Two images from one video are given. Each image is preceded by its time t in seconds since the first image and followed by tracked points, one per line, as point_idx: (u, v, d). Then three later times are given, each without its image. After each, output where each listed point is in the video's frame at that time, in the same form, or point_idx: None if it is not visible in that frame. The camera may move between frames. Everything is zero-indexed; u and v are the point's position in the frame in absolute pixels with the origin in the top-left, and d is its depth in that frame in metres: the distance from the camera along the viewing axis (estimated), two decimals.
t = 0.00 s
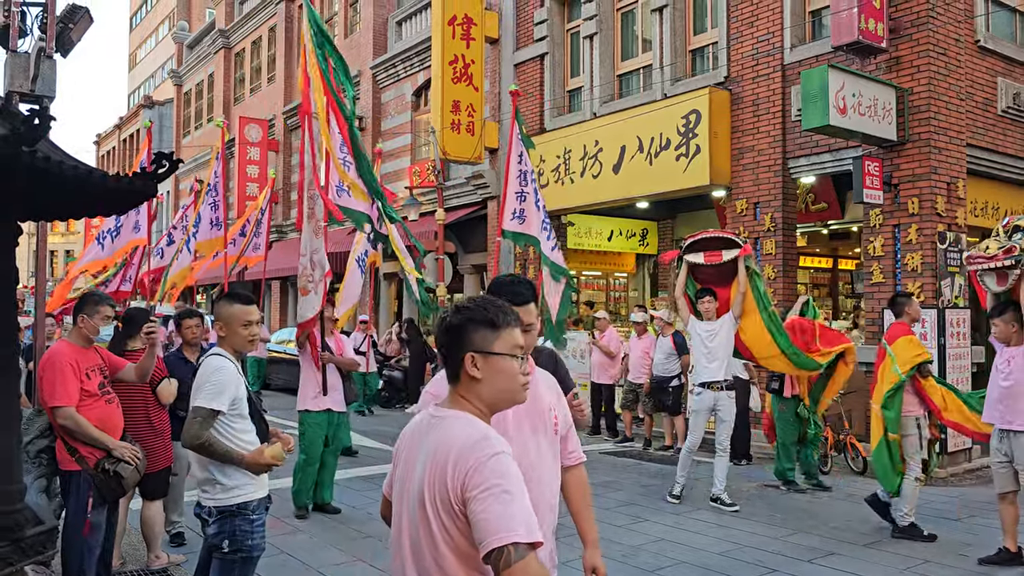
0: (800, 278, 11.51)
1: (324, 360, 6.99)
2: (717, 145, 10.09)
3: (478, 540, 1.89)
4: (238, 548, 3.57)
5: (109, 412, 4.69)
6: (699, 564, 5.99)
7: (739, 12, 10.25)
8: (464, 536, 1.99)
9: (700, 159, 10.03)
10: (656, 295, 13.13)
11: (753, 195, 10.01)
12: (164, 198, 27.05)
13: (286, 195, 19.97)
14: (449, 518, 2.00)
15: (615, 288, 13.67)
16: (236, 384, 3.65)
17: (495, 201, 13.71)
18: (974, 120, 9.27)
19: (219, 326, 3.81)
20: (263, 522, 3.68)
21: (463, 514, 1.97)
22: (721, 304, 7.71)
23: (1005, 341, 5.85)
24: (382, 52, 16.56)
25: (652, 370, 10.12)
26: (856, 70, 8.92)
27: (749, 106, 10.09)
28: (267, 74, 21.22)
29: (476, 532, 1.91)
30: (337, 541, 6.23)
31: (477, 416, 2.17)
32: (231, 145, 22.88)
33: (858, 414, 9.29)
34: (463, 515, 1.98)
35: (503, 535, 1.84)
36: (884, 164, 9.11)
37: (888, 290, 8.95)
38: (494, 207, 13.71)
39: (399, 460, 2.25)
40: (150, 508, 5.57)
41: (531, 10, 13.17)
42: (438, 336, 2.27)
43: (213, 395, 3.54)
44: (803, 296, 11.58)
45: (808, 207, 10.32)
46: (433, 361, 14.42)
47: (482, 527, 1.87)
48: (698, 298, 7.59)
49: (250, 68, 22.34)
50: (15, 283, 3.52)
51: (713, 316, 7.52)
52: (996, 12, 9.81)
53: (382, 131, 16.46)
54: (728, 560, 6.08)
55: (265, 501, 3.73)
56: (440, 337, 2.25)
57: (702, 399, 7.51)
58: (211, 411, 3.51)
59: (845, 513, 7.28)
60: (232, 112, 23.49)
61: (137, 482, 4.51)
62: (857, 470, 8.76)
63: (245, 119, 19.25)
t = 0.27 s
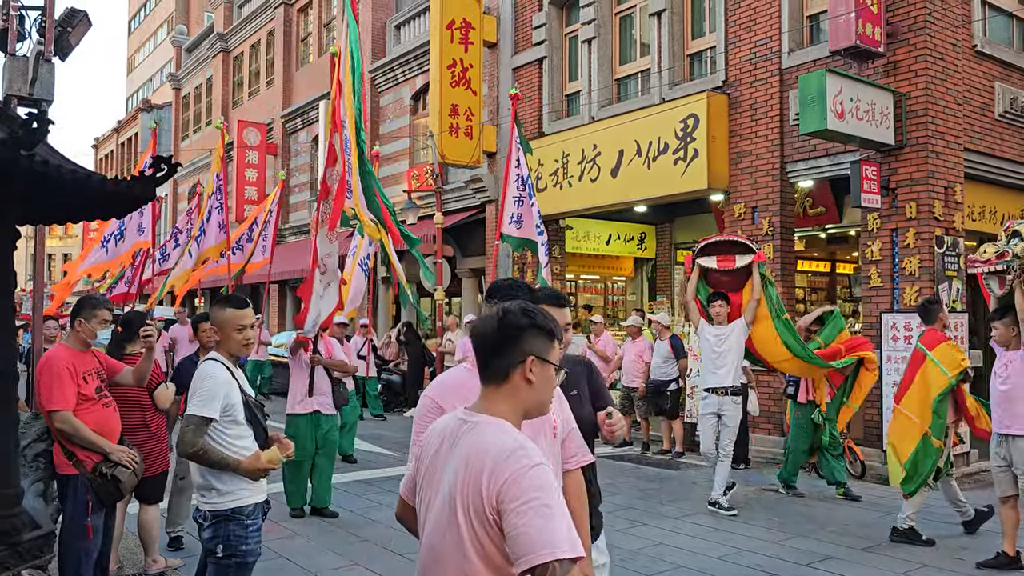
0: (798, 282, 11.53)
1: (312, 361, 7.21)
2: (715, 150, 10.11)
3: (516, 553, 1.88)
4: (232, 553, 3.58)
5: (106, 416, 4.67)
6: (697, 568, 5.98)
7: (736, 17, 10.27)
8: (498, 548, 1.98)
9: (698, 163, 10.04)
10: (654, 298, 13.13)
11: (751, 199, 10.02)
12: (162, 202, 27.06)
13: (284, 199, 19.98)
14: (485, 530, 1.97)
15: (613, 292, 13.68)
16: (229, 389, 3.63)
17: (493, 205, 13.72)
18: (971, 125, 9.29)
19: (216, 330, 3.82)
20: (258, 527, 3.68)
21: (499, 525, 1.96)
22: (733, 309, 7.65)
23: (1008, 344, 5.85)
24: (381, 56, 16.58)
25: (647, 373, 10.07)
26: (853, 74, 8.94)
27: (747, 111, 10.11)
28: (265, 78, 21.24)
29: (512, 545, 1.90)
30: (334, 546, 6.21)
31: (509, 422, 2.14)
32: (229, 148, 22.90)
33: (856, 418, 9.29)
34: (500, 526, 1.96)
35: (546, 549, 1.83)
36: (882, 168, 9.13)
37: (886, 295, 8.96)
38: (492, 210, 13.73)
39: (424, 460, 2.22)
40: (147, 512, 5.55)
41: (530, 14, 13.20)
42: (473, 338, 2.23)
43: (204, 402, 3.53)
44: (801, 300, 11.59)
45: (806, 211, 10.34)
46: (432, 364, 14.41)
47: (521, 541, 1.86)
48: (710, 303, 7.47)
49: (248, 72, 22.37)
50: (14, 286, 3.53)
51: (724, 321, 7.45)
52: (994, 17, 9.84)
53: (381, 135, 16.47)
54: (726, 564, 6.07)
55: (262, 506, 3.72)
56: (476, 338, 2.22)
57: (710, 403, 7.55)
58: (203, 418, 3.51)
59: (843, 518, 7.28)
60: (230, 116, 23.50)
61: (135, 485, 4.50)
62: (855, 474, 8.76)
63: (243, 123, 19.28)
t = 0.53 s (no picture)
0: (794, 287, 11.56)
1: (303, 366, 7.24)
2: (712, 156, 10.14)
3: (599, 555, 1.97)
4: (229, 559, 3.58)
5: (101, 421, 4.67)
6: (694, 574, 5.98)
7: (733, 24, 10.31)
8: (565, 552, 2.05)
9: (694, 169, 10.06)
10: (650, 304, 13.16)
11: (748, 205, 10.04)
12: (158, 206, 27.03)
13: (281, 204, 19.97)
14: (556, 534, 2.02)
15: (609, 297, 13.70)
16: (225, 396, 3.64)
17: (490, 210, 13.74)
18: (967, 132, 9.33)
19: (211, 335, 3.80)
20: (256, 532, 3.67)
21: (570, 527, 2.02)
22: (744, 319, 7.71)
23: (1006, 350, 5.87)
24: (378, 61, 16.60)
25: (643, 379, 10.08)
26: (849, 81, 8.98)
27: (743, 117, 10.14)
28: (263, 83, 21.26)
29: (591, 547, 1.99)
30: (330, 551, 6.20)
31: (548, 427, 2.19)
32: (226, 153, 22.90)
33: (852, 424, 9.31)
34: (571, 527, 2.03)
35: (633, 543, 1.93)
36: (877, 174, 9.16)
37: (882, 301, 8.98)
38: (489, 216, 13.75)
39: (465, 478, 2.17)
40: (142, 517, 5.54)
41: (527, 20, 13.23)
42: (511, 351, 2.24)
43: (200, 412, 3.53)
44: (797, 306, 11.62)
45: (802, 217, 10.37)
46: (428, 369, 14.41)
47: (608, 543, 1.94)
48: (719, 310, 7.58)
49: (246, 76, 22.38)
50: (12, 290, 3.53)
51: (730, 328, 7.52)
52: (989, 25, 9.89)
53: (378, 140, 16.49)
54: (723, 570, 6.07)
55: (260, 511, 3.72)
56: (515, 350, 2.23)
57: (716, 409, 7.61)
58: (201, 428, 3.52)
59: (839, 524, 7.29)
60: (227, 120, 23.49)
61: (130, 490, 4.49)
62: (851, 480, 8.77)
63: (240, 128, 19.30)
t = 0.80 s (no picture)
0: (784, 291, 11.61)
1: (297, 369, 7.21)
2: (702, 160, 10.17)
3: (651, 536, 2.15)
4: (218, 561, 3.56)
5: (89, 423, 4.63)
6: None
7: (723, 29, 10.35)
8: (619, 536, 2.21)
9: (685, 172, 10.09)
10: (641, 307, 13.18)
11: (738, 208, 10.07)
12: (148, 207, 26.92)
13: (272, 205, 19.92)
14: (614, 520, 2.17)
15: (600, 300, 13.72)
16: (218, 400, 3.61)
17: (481, 213, 13.74)
18: (956, 137, 9.38)
19: (204, 337, 3.77)
20: (245, 535, 3.65)
21: (625, 511, 2.18)
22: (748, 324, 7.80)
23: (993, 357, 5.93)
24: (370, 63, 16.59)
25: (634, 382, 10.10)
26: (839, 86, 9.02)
27: (734, 121, 10.17)
28: (254, 84, 21.21)
29: (641, 530, 2.17)
30: (318, 554, 6.17)
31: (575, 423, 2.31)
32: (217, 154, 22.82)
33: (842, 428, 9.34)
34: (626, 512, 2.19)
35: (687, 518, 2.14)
36: (867, 179, 9.20)
37: (871, 304, 9.02)
38: (480, 218, 13.75)
39: (510, 482, 2.21)
40: (130, 519, 5.50)
41: (519, 22, 13.24)
42: (533, 352, 2.34)
43: (195, 416, 3.49)
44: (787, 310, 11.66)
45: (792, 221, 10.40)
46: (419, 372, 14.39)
47: (664, 521, 2.13)
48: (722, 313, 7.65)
49: (237, 78, 22.33)
50: None
51: (732, 333, 7.62)
52: (978, 31, 9.95)
53: (370, 142, 16.47)
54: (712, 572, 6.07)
55: (248, 514, 3.70)
56: (538, 353, 2.32)
57: (718, 412, 7.64)
58: (197, 432, 3.48)
59: (828, 527, 7.30)
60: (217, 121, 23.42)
61: (118, 493, 4.46)
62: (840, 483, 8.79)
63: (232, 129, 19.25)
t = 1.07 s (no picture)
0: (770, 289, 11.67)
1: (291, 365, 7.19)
2: (689, 159, 10.21)
3: (688, 501, 2.40)
4: (203, 559, 3.54)
5: (74, 418, 4.58)
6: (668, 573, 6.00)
7: (710, 28, 10.38)
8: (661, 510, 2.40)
9: (672, 171, 10.12)
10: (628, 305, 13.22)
11: (725, 207, 10.11)
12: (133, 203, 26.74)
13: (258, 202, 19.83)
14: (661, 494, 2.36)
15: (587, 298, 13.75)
16: (212, 399, 3.59)
17: (468, 210, 13.73)
18: (940, 137, 9.46)
19: (195, 334, 3.74)
20: (230, 532, 3.63)
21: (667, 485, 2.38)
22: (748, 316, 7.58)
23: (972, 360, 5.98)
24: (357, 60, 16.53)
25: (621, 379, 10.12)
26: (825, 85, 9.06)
27: (721, 120, 10.21)
28: (240, 80, 21.10)
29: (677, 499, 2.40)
30: (304, 552, 6.15)
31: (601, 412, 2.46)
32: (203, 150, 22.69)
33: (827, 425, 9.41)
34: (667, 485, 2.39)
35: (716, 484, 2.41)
36: (852, 178, 9.25)
37: (856, 303, 9.08)
38: (468, 215, 13.74)
39: (567, 471, 2.29)
40: (114, 517, 5.46)
41: (507, 20, 13.23)
42: (560, 349, 2.45)
43: (193, 415, 3.47)
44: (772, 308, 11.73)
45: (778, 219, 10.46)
46: (406, 369, 14.37)
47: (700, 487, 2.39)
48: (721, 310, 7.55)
49: (223, 73, 22.20)
50: None
51: (731, 328, 7.51)
52: (962, 31, 10.03)
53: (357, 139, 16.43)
54: (697, 569, 6.10)
55: (234, 511, 3.68)
56: (565, 349, 2.44)
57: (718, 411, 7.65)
58: (197, 430, 3.47)
59: (813, 523, 7.35)
60: (203, 117, 23.28)
61: (102, 490, 4.40)
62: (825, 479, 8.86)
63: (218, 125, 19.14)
